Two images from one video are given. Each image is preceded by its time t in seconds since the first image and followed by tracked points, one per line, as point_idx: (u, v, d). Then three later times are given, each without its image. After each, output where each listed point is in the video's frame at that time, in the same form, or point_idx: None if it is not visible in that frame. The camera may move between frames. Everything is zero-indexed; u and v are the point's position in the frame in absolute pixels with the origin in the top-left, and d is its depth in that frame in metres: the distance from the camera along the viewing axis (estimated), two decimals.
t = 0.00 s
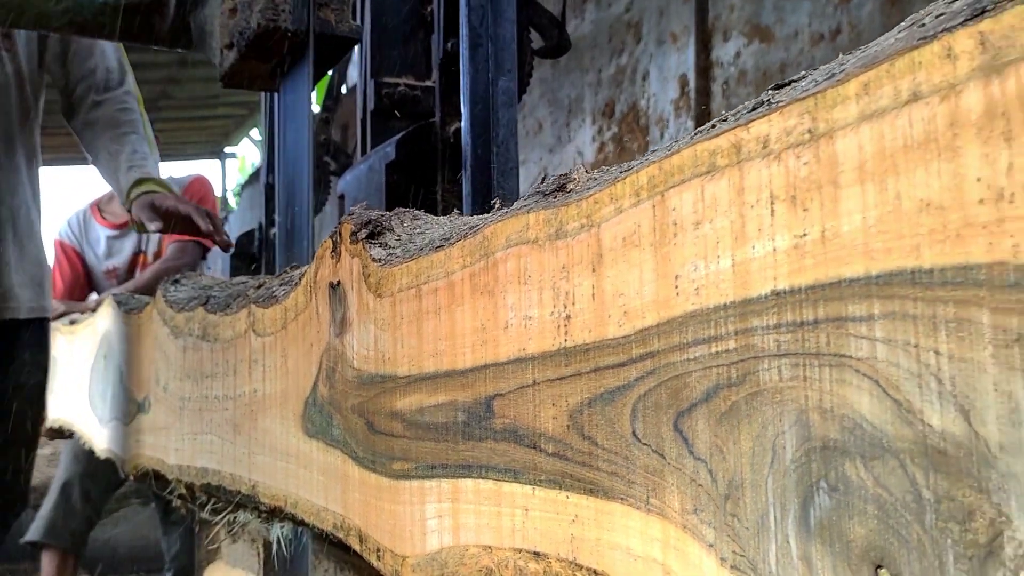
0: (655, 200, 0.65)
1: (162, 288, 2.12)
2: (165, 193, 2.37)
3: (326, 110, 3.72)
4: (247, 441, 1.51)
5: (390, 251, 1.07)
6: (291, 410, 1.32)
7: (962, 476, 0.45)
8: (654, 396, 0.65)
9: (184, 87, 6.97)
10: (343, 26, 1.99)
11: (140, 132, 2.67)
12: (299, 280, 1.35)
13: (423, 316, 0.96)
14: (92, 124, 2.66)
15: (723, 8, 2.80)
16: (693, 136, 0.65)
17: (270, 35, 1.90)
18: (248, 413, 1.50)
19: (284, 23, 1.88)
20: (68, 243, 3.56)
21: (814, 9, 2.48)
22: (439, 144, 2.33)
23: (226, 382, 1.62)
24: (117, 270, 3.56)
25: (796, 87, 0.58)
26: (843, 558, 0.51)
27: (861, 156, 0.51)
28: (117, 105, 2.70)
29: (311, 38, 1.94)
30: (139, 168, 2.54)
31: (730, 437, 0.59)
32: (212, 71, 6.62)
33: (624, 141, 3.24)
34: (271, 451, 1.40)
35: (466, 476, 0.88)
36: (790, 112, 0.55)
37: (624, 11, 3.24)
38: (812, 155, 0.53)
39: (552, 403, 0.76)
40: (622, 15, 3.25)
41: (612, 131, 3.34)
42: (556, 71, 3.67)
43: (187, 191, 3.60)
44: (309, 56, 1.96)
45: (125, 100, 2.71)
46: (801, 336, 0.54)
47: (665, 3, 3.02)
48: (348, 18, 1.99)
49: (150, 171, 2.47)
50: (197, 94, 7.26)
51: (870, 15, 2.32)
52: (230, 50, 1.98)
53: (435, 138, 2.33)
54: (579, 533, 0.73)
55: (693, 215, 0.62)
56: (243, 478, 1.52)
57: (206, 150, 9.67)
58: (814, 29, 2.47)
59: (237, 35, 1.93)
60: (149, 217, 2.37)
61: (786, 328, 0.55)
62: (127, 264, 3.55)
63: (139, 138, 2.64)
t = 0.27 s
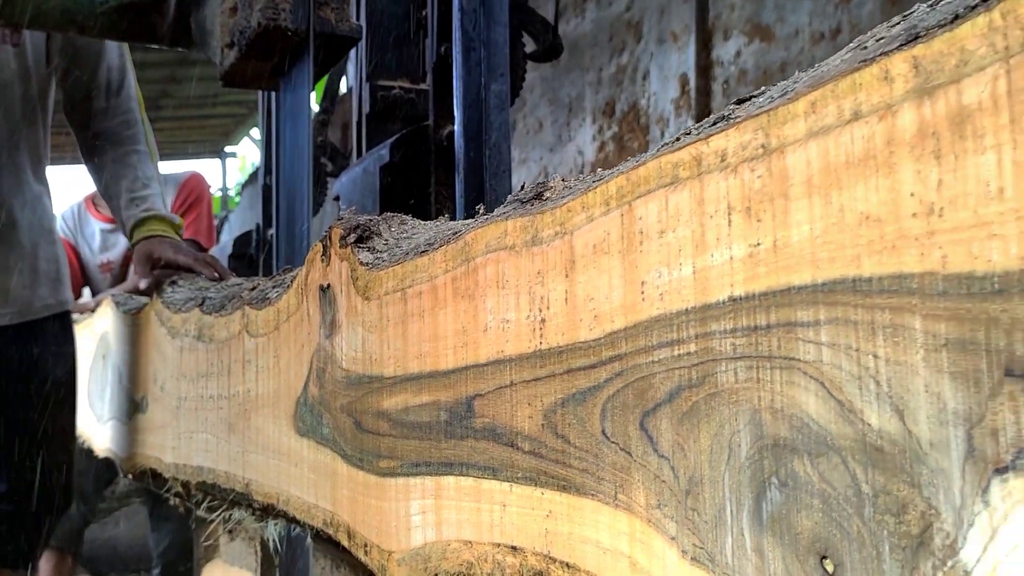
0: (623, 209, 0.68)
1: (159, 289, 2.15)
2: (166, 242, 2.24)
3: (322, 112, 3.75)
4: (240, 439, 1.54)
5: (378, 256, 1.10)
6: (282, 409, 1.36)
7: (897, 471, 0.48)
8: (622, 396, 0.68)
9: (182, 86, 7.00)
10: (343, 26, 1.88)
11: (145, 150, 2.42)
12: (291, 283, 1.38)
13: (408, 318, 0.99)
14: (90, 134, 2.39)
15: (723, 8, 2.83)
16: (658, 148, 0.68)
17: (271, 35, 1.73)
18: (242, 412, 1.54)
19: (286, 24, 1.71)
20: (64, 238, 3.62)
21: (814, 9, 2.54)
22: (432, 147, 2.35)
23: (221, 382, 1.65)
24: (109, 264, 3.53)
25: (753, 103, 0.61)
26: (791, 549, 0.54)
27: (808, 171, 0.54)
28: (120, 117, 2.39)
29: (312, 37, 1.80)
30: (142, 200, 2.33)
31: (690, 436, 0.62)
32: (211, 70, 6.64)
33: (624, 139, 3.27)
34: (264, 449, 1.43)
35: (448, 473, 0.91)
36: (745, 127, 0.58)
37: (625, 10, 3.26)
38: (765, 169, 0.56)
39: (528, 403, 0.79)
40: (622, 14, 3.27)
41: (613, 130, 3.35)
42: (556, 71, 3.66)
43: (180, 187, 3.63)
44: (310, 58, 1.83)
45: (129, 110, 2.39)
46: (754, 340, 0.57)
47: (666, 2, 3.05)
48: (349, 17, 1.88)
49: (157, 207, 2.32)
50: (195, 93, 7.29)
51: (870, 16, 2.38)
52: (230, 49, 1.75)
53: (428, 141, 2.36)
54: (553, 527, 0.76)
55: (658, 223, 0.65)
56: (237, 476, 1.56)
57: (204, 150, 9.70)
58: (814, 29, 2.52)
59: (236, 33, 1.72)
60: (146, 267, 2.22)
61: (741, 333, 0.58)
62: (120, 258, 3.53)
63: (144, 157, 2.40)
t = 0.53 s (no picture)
0: (592, 218, 0.71)
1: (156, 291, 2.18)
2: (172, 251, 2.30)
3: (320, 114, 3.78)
4: (234, 438, 1.57)
5: (365, 260, 1.13)
6: (274, 409, 1.39)
7: (836, 467, 0.51)
8: (590, 396, 0.71)
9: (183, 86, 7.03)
10: (343, 25, 1.83)
11: (146, 158, 2.45)
12: (283, 285, 1.41)
13: (393, 321, 1.02)
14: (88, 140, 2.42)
15: (723, 7, 2.84)
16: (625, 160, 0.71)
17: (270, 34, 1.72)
18: (236, 412, 1.57)
19: (286, 22, 1.70)
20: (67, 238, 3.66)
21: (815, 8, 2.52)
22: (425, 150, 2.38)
23: (216, 382, 1.68)
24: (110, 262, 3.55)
25: (711, 119, 0.64)
26: (742, 541, 0.58)
27: (758, 184, 0.57)
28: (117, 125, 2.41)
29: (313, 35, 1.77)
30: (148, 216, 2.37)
31: (652, 434, 0.65)
32: (212, 71, 6.69)
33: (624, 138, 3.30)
34: (256, 448, 1.46)
35: (430, 471, 0.94)
36: (702, 142, 0.61)
37: (625, 10, 3.31)
38: (720, 182, 0.60)
39: (504, 403, 0.82)
40: (622, 14, 3.31)
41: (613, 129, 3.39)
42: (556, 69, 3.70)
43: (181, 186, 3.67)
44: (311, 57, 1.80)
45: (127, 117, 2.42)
46: (709, 344, 0.60)
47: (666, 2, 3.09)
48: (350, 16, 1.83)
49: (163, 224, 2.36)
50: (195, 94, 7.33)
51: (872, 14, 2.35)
52: (231, 48, 1.76)
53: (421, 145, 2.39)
54: (527, 522, 0.79)
55: (623, 232, 0.68)
56: (232, 474, 1.59)
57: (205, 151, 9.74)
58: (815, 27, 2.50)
59: (236, 33, 1.73)
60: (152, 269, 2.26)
61: (697, 337, 0.61)
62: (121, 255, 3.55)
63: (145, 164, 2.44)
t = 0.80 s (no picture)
0: (560, 227, 0.75)
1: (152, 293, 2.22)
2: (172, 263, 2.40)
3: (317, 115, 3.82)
4: (228, 436, 1.61)
5: (351, 266, 1.16)
6: (265, 408, 1.43)
7: (777, 462, 0.55)
8: (558, 395, 0.75)
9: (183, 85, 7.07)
10: (344, 24, 1.80)
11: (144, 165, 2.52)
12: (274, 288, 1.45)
13: (378, 323, 1.06)
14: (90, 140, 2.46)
15: (723, 6, 2.84)
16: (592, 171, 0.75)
17: (270, 33, 1.72)
18: (229, 411, 1.61)
19: (286, 21, 1.70)
20: (74, 241, 3.82)
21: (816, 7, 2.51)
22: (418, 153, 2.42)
23: (210, 382, 1.72)
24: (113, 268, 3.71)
25: (671, 134, 0.68)
26: (695, 532, 0.61)
27: (709, 197, 0.61)
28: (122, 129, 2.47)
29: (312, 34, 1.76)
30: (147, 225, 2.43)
31: (615, 432, 0.69)
32: (212, 70, 6.71)
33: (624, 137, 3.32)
34: (248, 446, 1.50)
35: (412, 467, 0.98)
36: (660, 156, 0.65)
37: (625, 8, 3.31)
38: (676, 195, 0.63)
39: (480, 402, 0.86)
40: (623, 12, 3.31)
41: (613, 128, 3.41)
42: (556, 67, 3.70)
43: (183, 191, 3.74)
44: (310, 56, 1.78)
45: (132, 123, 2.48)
46: (665, 347, 0.64)
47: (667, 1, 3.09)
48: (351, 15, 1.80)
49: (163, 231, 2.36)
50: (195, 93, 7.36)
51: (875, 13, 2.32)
52: (231, 47, 1.76)
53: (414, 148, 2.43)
54: (501, 516, 0.83)
55: (589, 240, 0.72)
56: (225, 472, 1.62)
57: (205, 150, 9.78)
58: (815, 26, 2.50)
59: (236, 32, 1.73)
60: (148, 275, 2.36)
61: (655, 340, 0.65)
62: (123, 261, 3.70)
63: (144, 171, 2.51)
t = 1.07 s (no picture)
0: (528, 236, 0.79)
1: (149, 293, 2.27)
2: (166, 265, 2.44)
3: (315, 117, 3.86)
4: (220, 435, 1.65)
5: (336, 269, 1.20)
6: (256, 407, 1.47)
7: (719, 458, 0.59)
8: (527, 395, 0.79)
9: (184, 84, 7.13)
10: (343, 22, 1.80)
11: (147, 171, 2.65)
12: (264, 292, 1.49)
13: (362, 326, 1.10)
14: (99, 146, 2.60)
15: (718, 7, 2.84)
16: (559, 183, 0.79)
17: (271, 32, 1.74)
18: (222, 410, 1.65)
19: (286, 20, 1.72)
20: (82, 246, 3.93)
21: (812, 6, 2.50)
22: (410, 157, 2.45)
23: (204, 382, 1.76)
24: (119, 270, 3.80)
25: (630, 148, 0.72)
26: (647, 524, 0.65)
27: (661, 210, 0.65)
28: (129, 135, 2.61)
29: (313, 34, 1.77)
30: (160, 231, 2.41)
31: (577, 430, 0.73)
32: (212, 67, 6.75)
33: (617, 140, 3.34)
34: (240, 445, 1.54)
35: (393, 465, 1.02)
36: (617, 170, 0.69)
37: (625, 7, 3.03)
38: (631, 208, 0.67)
39: (455, 402, 0.90)
40: (623, 11, 3.03)
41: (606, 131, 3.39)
42: (556, 66, 3.39)
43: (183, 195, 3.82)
44: (310, 54, 1.79)
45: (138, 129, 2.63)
46: (621, 350, 0.68)
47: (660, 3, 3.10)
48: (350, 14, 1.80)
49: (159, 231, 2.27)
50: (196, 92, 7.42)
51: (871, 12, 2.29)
52: (231, 46, 1.79)
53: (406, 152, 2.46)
54: (475, 511, 0.87)
55: (554, 248, 0.76)
56: (218, 470, 1.67)
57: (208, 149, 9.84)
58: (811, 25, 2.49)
59: (237, 31, 1.75)
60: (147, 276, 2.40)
61: (612, 343, 0.69)
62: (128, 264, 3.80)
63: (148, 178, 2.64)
